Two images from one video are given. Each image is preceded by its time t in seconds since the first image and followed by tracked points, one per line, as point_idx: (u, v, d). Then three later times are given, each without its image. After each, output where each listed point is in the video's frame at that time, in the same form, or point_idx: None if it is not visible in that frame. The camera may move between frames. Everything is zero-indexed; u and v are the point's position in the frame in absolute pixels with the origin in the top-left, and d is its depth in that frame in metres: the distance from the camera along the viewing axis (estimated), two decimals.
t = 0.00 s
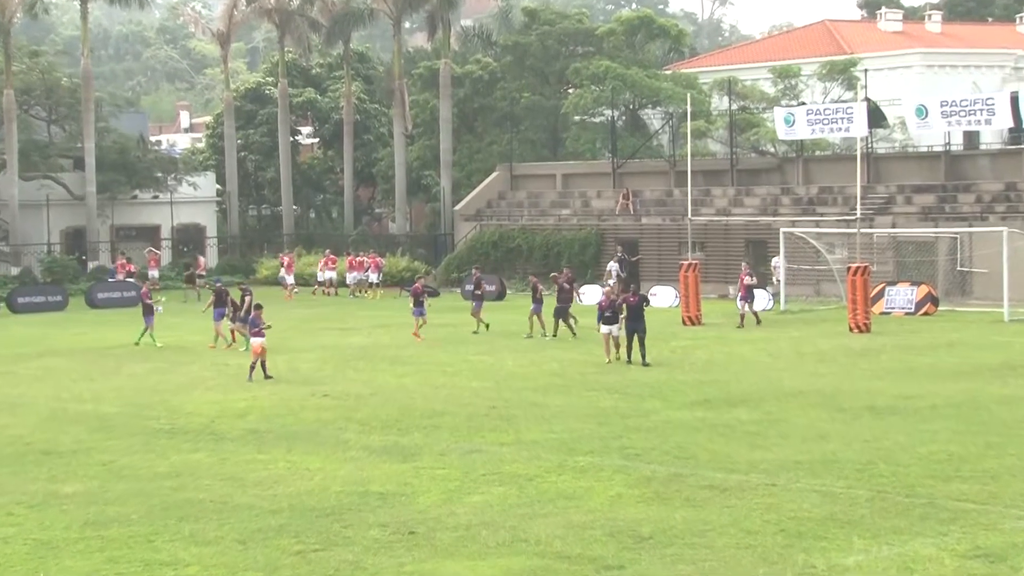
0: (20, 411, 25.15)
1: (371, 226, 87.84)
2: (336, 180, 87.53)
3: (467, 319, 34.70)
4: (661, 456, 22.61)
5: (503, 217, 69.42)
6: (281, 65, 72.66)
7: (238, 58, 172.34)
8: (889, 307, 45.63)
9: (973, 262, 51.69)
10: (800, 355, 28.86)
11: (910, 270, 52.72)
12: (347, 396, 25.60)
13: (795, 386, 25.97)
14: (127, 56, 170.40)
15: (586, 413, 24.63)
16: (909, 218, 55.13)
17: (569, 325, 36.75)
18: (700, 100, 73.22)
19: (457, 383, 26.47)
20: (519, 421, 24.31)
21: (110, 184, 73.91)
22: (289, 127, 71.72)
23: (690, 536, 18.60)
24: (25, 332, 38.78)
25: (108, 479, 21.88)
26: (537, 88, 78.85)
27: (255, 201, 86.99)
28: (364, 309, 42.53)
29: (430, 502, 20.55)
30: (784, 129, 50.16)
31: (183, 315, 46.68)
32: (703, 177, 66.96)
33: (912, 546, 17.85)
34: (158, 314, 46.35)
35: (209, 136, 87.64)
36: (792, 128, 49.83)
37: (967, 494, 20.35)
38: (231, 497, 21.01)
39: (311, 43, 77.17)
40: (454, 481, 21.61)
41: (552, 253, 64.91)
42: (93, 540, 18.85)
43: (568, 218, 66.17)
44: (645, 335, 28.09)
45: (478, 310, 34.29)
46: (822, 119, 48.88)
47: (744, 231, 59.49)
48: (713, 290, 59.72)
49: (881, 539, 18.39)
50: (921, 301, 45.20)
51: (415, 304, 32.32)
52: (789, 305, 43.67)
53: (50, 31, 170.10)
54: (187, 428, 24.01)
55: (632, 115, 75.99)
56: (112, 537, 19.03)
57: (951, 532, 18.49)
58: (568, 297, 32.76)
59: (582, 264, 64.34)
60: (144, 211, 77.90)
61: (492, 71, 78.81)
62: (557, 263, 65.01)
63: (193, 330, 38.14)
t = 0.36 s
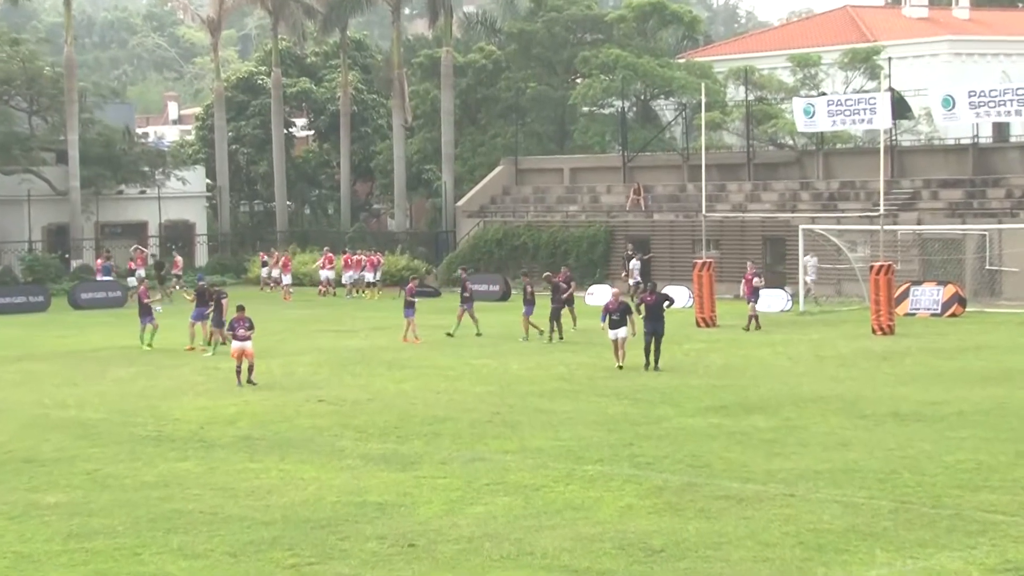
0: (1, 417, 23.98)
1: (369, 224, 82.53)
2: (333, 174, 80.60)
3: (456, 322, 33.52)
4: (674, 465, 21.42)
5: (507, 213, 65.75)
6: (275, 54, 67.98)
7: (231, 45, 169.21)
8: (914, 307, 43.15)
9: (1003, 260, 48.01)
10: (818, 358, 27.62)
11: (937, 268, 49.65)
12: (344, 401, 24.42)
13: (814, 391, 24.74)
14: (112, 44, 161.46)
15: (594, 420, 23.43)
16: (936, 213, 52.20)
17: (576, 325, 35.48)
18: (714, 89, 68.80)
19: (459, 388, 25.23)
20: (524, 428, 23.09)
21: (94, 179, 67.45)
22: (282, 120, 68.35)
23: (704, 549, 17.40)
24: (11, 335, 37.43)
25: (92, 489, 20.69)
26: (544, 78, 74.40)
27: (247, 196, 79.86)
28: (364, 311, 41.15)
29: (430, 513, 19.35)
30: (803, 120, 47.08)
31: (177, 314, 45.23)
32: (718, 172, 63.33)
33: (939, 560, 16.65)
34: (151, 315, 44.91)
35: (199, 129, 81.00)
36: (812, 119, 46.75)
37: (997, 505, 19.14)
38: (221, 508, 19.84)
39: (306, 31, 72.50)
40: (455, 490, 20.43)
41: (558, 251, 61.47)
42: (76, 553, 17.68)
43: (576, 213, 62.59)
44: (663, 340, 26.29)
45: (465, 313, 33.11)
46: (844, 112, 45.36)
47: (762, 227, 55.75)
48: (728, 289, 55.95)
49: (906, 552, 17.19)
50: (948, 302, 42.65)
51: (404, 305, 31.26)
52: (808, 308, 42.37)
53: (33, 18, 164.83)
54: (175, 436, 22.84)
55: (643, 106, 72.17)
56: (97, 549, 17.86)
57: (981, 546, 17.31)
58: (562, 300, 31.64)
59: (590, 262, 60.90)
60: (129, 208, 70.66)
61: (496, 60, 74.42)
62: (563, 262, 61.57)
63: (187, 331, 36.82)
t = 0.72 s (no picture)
0: None
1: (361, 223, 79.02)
2: (323, 169, 77.42)
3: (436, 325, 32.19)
4: (684, 475, 20.26)
5: (509, 210, 64.29)
6: (262, 41, 65.79)
7: (219, 32, 167.61)
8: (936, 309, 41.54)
9: None
10: (833, 363, 26.45)
11: (959, 268, 47.21)
12: (336, 408, 23.27)
13: (831, 397, 23.57)
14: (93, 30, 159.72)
15: (598, 427, 22.26)
16: (958, 210, 50.33)
17: (578, 326, 34.28)
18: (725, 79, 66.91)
19: (456, 394, 24.06)
20: (525, 436, 21.92)
21: (73, 174, 64.53)
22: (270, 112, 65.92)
23: (715, 563, 16.27)
24: None
25: (69, 500, 19.54)
26: (546, 67, 72.38)
27: (234, 192, 76.76)
28: (358, 313, 39.90)
29: (427, 525, 18.21)
30: (819, 111, 46.02)
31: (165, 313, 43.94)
32: (729, 166, 61.86)
33: None
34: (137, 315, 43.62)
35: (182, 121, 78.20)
36: (829, 111, 45.65)
37: None
38: (207, 520, 18.70)
39: (297, 19, 69.25)
40: (453, 502, 19.28)
41: (563, 249, 59.99)
42: (50, 569, 16.52)
43: (580, 211, 61.23)
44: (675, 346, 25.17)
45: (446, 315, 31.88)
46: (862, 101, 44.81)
47: (774, 225, 54.26)
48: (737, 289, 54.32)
49: (928, 567, 16.05)
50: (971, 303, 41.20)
51: (394, 305, 30.10)
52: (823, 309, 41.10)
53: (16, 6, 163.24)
54: (158, 444, 21.70)
55: (649, 97, 69.75)
56: (73, 564, 16.69)
57: (1007, 560, 16.17)
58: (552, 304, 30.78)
59: (594, 261, 59.36)
60: (109, 204, 68.24)
61: (496, 49, 72.56)
62: (568, 261, 60.06)
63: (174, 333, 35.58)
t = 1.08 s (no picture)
0: None
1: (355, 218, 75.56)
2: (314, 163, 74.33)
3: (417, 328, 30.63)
4: (695, 486, 19.11)
5: (508, 205, 59.54)
6: (251, 28, 61.85)
7: (203, 18, 166.11)
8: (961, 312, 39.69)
9: None
10: (851, 368, 25.25)
11: (985, 269, 43.92)
12: (328, 414, 22.10)
13: (849, 403, 22.38)
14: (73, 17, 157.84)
15: (604, 434, 21.10)
16: (984, 206, 46.49)
17: (583, 328, 33.04)
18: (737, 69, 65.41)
19: (454, 400, 22.91)
20: (526, 444, 20.77)
21: (50, 168, 62.31)
22: (258, 103, 62.49)
23: None
24: None
25: (45, 512, 18.39)
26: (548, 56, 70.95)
27: (217, 187, 73.06)
28: (352, 314, 38.68)
29: (423, 539, 17.07)
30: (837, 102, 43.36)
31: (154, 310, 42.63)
32: (741, 159, 57.53)
33: None
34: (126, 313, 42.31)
35: (165, 113, 74.74)
36: (847, 102, 43.05)
37: None
38: (191, 533, 17.56)
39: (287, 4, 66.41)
40: (450, 514, 18.14)
41: (565, 248, 56.11)
42: None
43: (584, 207, 56.90)
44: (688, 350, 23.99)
45: (428, 317, 30.29)
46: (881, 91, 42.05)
47: (791, 222, 50.35)
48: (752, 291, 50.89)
49: None
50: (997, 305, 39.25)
51: (381, 307, 28.95)
52: (840, 311, 39.65)
53: None
54: (140, 453, 20.57)
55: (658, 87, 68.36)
56: None
57: None
58: (538, 305, 28.99)
59: (600, 261, 55.43)
60: (88, 200, 65.00)
61: (496, 36, 70.13)
62: (571, 260, 56.18)
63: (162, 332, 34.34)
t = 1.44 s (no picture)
0: None
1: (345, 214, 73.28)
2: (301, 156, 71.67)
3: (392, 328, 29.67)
4: (703, 497, 18.01)
5: (506, 202, 58.03)
6: (234, 12, 58.48)
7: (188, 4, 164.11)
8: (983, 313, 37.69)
9: None
10: (867, 372, 24.08)
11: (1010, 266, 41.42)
12: (316, 422, 20.99)
13: (865, 410, 21.23)
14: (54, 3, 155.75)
15: (607, 442, 19.98)
16: (1007, 202, 45.22)
17: (585, 330, 31.82)
18: (747, 57, 64.38)
19: (449, 407, 21.76)
20: (525, 453, 19.64)
21: (21, 162, 59.38)
22: (243, 94, 59.56)
23: None
24: None
25: (15, 525, 17.27)
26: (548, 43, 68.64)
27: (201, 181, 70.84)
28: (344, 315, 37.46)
29: (415, 553, 15.95)
30: (853, 92, 42.33)
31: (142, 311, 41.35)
32: (752, 153, 55.59)
33: None
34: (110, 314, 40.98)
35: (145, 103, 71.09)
36: (862, 92, 42.08)
37: None
38: (169, 547, 16.44)
39: None
40: (444, 527, 17.03)
41: (567, 245, 53.74)
42: None
43: (586, 203, 55.22)
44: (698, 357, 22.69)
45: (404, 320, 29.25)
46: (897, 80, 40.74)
47: (802, 217, 48.13)
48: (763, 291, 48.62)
49: None
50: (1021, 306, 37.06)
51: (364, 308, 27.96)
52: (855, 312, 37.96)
53: None
54: (116, 463, 19.46)
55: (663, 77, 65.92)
56: None
57: None
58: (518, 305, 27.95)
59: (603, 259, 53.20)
60: (63, 195, 61.87)
61: (491, 22, 67.19)
62: (573, 258, 53.80)
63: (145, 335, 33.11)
